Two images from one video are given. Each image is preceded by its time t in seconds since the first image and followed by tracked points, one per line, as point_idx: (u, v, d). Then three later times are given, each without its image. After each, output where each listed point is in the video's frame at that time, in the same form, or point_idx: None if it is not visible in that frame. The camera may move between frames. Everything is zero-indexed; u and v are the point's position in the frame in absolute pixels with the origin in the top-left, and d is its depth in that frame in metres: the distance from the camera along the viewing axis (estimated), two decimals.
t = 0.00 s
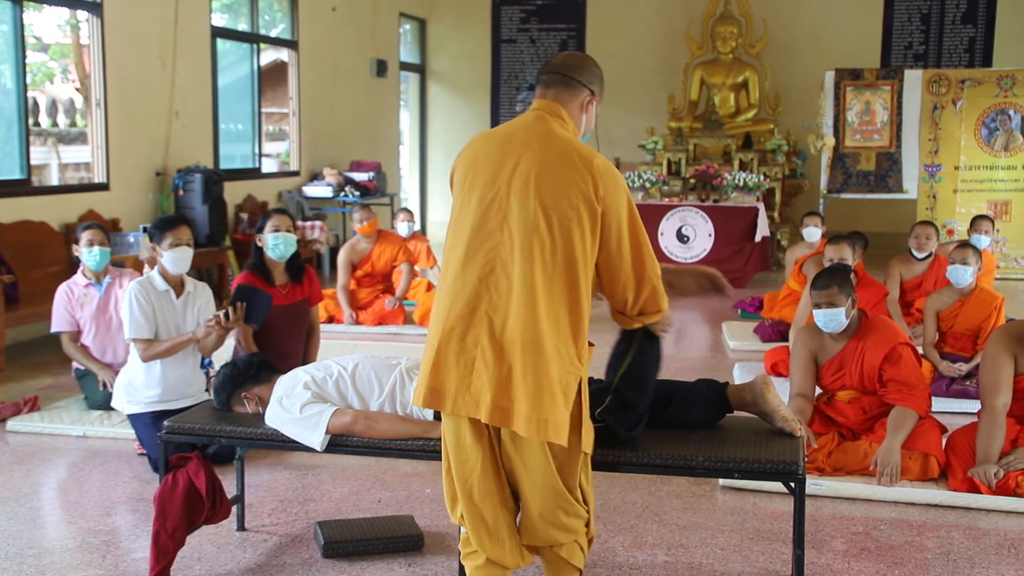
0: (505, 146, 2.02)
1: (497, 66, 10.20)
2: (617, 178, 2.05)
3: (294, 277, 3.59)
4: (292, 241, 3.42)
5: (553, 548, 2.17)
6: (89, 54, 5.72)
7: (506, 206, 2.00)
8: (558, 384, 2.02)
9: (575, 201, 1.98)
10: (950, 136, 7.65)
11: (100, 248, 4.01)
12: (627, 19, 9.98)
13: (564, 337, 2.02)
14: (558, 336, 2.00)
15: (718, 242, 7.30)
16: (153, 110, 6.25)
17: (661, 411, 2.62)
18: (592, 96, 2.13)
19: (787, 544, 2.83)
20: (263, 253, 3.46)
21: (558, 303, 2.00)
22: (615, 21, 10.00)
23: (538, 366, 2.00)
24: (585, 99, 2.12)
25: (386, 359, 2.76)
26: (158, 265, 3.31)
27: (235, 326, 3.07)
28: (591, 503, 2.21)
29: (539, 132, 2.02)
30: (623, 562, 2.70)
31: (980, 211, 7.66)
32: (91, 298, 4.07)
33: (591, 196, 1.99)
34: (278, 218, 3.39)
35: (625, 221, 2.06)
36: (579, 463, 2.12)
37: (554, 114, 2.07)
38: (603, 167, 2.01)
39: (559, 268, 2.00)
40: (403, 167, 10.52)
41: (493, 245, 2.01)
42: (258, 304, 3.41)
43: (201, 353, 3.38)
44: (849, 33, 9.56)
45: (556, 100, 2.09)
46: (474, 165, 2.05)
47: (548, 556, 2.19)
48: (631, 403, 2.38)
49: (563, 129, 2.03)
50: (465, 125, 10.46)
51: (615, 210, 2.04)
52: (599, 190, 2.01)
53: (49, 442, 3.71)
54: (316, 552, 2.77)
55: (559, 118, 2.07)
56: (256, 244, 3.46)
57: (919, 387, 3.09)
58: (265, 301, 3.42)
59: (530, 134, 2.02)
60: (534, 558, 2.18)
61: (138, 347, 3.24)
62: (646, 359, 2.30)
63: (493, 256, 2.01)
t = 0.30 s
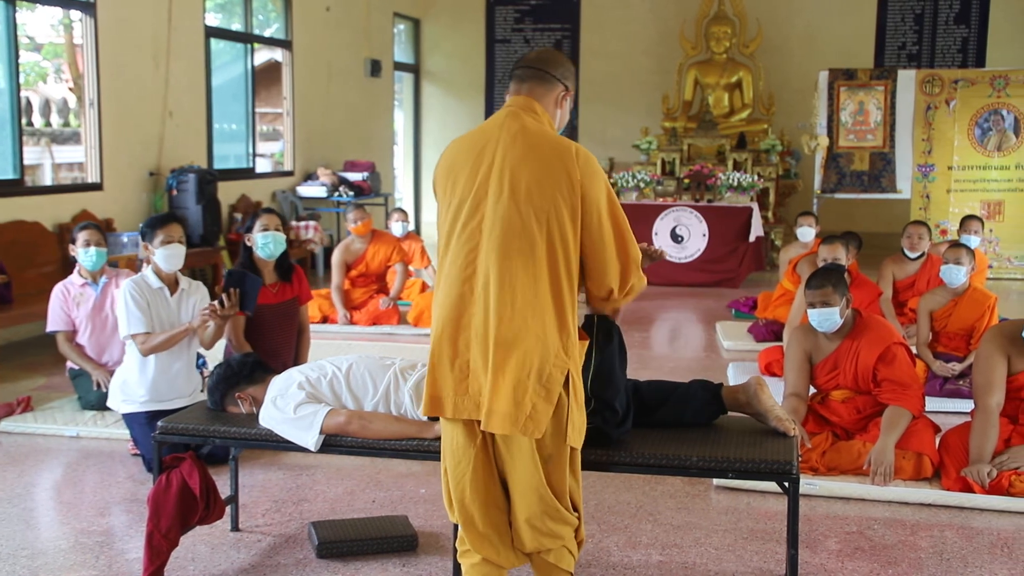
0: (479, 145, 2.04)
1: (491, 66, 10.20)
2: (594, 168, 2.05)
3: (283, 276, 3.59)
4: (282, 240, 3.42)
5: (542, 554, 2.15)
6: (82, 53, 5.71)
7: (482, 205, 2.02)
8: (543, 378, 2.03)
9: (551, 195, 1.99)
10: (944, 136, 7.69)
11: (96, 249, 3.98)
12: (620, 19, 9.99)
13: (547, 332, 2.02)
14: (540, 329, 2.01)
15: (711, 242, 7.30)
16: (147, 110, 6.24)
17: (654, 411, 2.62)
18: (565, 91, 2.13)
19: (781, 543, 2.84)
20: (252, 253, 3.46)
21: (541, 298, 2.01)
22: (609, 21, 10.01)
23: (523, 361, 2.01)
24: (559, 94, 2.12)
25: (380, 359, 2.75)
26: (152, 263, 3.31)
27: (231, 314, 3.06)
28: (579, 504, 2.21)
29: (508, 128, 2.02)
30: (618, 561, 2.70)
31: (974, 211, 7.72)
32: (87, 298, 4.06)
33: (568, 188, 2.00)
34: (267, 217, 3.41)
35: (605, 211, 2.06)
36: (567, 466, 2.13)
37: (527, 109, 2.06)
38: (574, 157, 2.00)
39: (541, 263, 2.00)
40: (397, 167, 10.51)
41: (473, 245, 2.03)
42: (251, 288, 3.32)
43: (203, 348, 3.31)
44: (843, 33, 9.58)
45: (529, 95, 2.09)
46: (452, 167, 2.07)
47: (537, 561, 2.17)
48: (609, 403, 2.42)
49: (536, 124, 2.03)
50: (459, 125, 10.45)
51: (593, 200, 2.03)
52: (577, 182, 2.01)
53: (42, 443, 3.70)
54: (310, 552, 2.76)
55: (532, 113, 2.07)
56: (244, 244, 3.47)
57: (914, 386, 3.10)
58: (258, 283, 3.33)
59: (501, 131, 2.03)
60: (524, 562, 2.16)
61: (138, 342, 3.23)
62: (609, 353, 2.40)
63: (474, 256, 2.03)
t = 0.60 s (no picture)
0: (460, 148, 2.05)
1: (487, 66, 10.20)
2: (579, 158, 2.03)
3: (278, 277, 3.57)
4: (278, 242, 3.44)
5: (537, 556, 2.15)
6: (77, 53, 5.70)
7: (468, 206, 2.02)
8: (538, 374, 2.02)
9: (537, 190, 1.98)
10: (939, 136, 7.71)
11: (96, 249, 3.96)
12: (616, 19, 9.99)
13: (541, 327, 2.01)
14: (532, 326, 2.00)
15: (707, 242, 7.31)
16: (141, 110, 6.23)
17: (650, 411, 2.63)
18: (543, 88, 2.12)
19: (776, 543, 2.84)
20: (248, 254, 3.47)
21: (532, 295, 2.00)
22: (605, 21, 10.01)
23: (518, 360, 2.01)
24: (537, 91, 2.11)
25: (375, 359, 2.75)
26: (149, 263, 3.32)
27: (229, 310, 3.07)
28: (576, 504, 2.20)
29: (486, 127, 2.02)
30: (613, 561, 2.70)
31: (968, 211, 7.74)
32: (86, 297, 4.05)
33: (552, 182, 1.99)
34: (263, 219, 3.43)
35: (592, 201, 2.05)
36: (563, 468, 2.12)
37: (502, 107, 2.06)
38: (554, 147, 1.99)
39: (532, 259, 1.99)
40: (392, 167, 10.51)
41: (463, 247, 2.03)
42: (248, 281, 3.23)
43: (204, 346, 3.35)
44: (836, 33, 9.60)
45: (507, 94, 2.09)
46: (435, 172, 2.08)
47: (533, 563, 2.18)
48: (606, 407, 2.44)
49: (516, 122, 2.02)
50: (454, 125, 10.45)
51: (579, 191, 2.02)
52: (562, 174, 2.00)
53: (37, 443, 3.69)
54: (305, 552, 2.76)
55: (508, 109, 2.06)
56: (239, 245, 3.48)
57: (909, 386, 3.11)
58: (254, 277, 3.24)
59: (479, 130, 2.03)
60: (520, 564, 2.17)
61: (136, 339, 3.22)
62: (606, 355, 2.43)
63: (464, 258, 2.03)
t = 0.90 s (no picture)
0: (453, 147, 2.04)
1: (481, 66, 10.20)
2: (571, 155, 2.04)
3: (277, 279, 3.58)
4: (278, 244, 3.42)
5: (533, 556, 2.15)
6: (71, 53, 5.69)
7: (463, 206, 2.02)
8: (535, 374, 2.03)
9: (533, 189, 1.98)
10: (933, 136, 7.73)
11: (95, 248, 3.95)
12: (610, 19, 10.00)
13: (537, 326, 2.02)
14: (529, 326, 2.01)
15: (701, 242, 7.31)
16: (136, 110, 6.22)
17: (645, 411, 2.63)
18: (534, 85, 2.12)
19: (771, 542, 2.84)
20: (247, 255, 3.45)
21: (529, 294, 2.00)
22: (600, 21, 10.02)
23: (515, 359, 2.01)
24: (528, 88, 2.11)
25: (370, 359, 2.75)
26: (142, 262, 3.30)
27: (223, 308, 3.07)
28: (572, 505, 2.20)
29: (478, 126, 2.02)
30: (608, 561, 2.71)
31: (962, 211, 7.78)
32: (84, 297, 4.05)
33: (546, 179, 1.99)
34: (262, 221, 3.42)
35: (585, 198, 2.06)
36: (561, 468, 2.13)
37: (494, 105, 2.06)
38: (548, 144, 1.99)
39: (529, 258, 2.00)
40: (387, 167, 10.50)
41: (458, 248, 2.03)
42: (241, 279, 3.38)
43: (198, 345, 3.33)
44: (830, 33, 9.62)
45: (499, 92, 2.08)
46: (429, 172, 2.08)
47: (528, 562, 2.18)
48: (598, 410, 2.43)
49: (510, 120, 2.02)
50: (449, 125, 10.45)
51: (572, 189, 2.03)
52: (557, 172, 2.00)
53: (31, 444, 3.68)
54: (300, 553, 2.76)
55: (500, 108, 2.06)
56: (238, 246, 3.45)
57: (903, 386, 3.12)
58: (247, 274, 3.39)
59: (472, 129, 2.02)
60: (514, 564, 2.17)
61: (130, 339, 3.21)
62: (598, 360, 2.41)
63: (462, 258, 2.03)
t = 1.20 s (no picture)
0: (454, 147, 2.03)
1: (476, 66, 10.21)
2: (571, 156, 2.03)
3: (273, 280, 3.58)
4: (274, 245, 3.42)
5: (532, 554, 2.15)
6: (65, 52, 5.68)
7: (464, 207, 2.01)
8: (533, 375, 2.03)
9: (533, 190, 1.98)
10: (927, 136, 7.73)
11: (91, 248, 3.94)
12: (604, 18, 10.00)
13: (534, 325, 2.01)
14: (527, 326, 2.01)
15: (696, 243, 7.32)
16: (130, 110, 6.21)
17: (639, 411, 2.63)
18: (535, 84, 2.12)
19: (765, 542, 2.85)
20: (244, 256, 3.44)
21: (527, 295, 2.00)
22: (595, 21, 10.02)
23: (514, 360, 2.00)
24: (529, 88, 2.11)
25: (364, 359, 2.75)
26: (135, 262, 3.31)
27: (214, 306, 3.10)
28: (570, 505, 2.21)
29: (479, 126, 2.01)
30: (602, 561, 2.71)
31: (956, 211, 7.78)
32: (80, 297, 4.04)
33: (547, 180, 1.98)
34: (259, 222, 3.41)
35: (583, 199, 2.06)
36: (560, 466, 2.13)
37: (496, 105, 2.06)
38: (550, 146, 1.99)
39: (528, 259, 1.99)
40: (381, 167, 10.50)
41: (459, 247, 2.02)
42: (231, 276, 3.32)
43: (190, 344, 3.35)
44: (823, 34, 9.63)
45: (500, 91, 2.08)
46: (429, 172, 2.07)
47: (526, 561, 2.18)
48: (593, 412, 2.42)
49: (511, 120, 2.02)
50: (443, 125, 10.45)
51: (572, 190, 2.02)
52: (557, 173, 2.00)
53: (25, 445, 3.67)
54: (294, 553, 2.76)
55: (501, 107, 2.06)
56: (234, 247, 3.43)
57: (897, 386, 3.12)
58: (237, 270, 3.33)
59: (473, 129, 2.02)
60: (511, 564, 2.17)
61: (122, 339, 3.21)
62: (596, 362, 2.42)
63: (463, 258, 2.03)
